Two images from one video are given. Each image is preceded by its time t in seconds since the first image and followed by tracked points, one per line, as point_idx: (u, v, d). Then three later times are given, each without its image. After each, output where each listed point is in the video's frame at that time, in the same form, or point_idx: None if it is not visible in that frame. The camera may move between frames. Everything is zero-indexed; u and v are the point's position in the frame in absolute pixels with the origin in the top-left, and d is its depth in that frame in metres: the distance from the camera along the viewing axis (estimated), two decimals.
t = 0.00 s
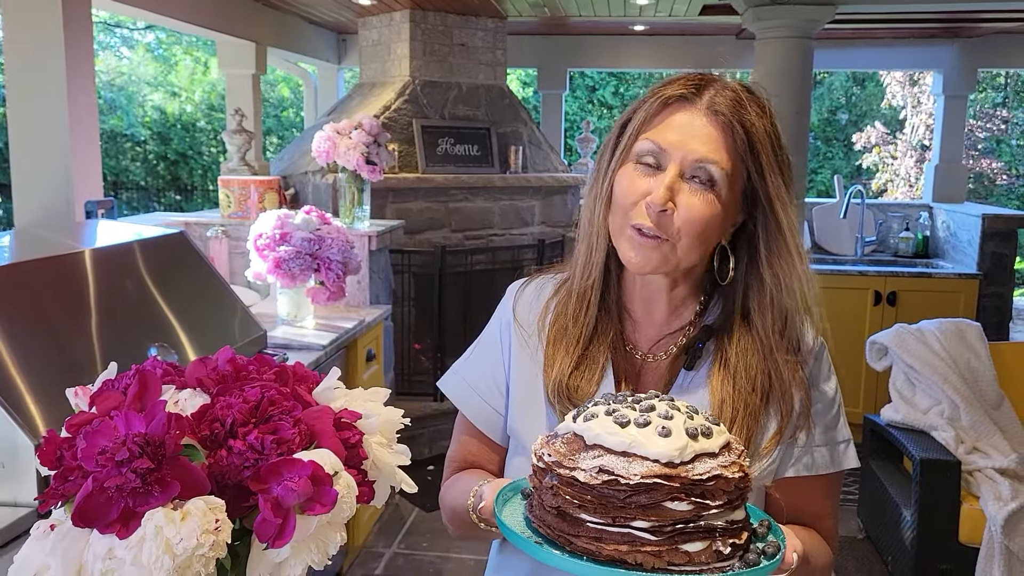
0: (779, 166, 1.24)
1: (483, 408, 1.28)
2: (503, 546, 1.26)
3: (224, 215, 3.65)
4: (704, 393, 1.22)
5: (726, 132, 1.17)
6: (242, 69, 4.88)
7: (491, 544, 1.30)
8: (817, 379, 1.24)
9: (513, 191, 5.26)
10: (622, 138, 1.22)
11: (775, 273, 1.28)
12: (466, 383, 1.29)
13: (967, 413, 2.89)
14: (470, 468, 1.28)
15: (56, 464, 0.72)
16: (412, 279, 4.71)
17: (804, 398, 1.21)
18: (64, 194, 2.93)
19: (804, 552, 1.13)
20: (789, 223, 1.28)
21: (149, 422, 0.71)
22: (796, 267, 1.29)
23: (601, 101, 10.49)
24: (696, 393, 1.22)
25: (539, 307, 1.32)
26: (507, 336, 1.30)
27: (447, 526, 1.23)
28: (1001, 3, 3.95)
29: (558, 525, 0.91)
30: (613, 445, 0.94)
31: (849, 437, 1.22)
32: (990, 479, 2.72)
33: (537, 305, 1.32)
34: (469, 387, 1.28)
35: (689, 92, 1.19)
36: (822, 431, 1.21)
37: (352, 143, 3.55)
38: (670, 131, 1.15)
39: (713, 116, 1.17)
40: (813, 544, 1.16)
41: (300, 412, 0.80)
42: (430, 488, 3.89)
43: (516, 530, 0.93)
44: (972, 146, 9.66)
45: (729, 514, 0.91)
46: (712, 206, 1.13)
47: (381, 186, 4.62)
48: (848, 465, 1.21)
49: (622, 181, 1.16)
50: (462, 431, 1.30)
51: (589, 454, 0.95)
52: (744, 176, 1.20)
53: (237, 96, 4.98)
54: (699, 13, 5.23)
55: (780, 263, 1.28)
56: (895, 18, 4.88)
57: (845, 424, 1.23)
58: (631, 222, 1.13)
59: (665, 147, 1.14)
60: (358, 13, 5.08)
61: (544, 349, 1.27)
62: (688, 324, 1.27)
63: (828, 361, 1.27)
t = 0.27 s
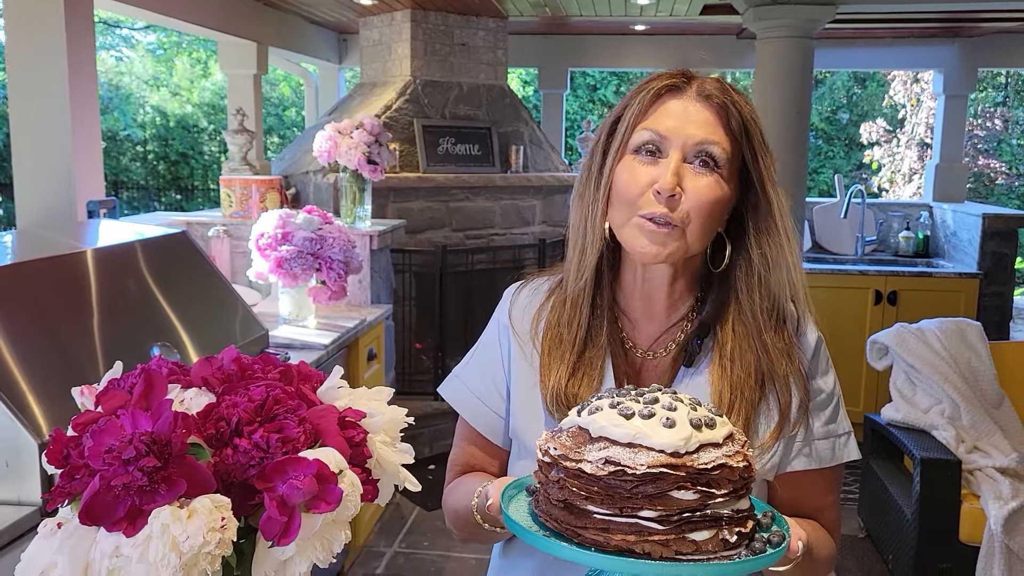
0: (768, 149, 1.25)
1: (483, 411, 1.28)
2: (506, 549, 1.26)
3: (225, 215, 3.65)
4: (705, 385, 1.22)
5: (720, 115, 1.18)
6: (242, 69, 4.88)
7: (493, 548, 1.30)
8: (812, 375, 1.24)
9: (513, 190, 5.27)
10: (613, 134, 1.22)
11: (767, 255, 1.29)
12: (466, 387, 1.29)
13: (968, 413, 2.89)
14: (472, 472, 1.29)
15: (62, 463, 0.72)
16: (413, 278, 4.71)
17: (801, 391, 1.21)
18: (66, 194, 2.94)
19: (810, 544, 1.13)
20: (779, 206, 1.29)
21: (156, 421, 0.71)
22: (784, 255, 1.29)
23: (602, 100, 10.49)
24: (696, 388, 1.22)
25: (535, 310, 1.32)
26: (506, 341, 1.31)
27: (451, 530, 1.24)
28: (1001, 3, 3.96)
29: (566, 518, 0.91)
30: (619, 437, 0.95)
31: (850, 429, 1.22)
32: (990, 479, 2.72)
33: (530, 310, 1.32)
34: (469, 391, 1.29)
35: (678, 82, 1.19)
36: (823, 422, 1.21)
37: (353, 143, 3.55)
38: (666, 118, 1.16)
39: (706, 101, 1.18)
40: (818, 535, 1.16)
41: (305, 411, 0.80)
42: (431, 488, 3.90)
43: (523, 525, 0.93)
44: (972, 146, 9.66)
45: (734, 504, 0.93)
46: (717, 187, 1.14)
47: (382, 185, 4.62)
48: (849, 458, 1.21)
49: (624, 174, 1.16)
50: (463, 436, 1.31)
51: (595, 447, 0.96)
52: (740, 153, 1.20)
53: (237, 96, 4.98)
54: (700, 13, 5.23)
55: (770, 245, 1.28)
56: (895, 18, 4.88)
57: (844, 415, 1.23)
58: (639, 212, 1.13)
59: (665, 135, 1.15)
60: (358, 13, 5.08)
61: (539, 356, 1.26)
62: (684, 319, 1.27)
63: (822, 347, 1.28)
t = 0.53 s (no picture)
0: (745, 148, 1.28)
1: (482, 418, 1.28)
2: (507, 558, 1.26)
3: (225, 216, 3.66)
4: (701, 387, 1.24)
5: (706, 121, 1.20)
6: (243, 70, 4.88)
7: (493, 556, 1.31)
8: (803, 370, 1.24)
9: (513, 191, 5.28)
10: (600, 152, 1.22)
11: (752, 251, 1.30)
12: (463, 396, 1.30)
13: (967, 413, 2.90)
14: (474, 480, 1.29)
15: (66, 463, 0.73)
16: (413, 279, 4.71)
17: (792, 383, 1.21)
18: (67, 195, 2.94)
19: (806, 540, 1.13)
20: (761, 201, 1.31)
21: (159, 421, 0.72)
22: (772, 247, 1.31)
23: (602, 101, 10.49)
24: (693, 389, 1.24)
25: (528, 318, 1.32)
26: (501, 348, 1.31)
27: (454, 538, 1.25)
28: (1001, 4, 3.96)
29: (564, 520, 0.92)
30: (615, 438, 0.96)
31: (845, 420, 1.22)
32: (990, 479, 2.73)
33: (519, 319, 1.33)
34: (467, 400, 1.30)
35: (659, 94, 1.20)
36: (818, 413, 1.21)
37: (354, 143, 3.55)
38: (657, 131, 1.16)
39: (692, 110, 1.20)
40: (814, 532, 1.16)
41: (307, 412, 0.81)
42: (431, 488, 3.90)
43: (521, 527, 0.93)
44: (972, 146, 9.66)
45: (730, 502, 0.93)
46: (718, 193, 1.15)
47: (382, 186, 4.63)
48: (845, 449, 1.20)
49: (624, 192, 1.16)
50: (464, 446, 1.31)
51: (592, 448, 0.96)
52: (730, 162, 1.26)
53: (238, 97, 4.98)
54: (700, 13, 5.23)
55: (755, 239, 1.31)
56: (895, 19, 4.89)
57: (839, 407, 1.23)
58: (648, 228, 1.13)
59: (663, 148, 1.15)
60: (358, 13, 5.09)
61: (533, 368, 1.26)
62: (678, 321, 1.28)
63: (814, 340, 1.28)
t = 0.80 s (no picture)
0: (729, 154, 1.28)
1: (478, 424, 1.29)
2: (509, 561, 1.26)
3: (226, 217, 3.66)
4: (695, 388, 1.24)
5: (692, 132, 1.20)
6: (244, 71, 4.88)
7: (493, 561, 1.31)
8: (793, 363, 1.25)
9: (513, 192, 5.31)
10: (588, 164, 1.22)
11: (738, 255, 1.32)
12: (459, 403, 1.31)
13: (966, 414, 2.91)
14: (475, 488, 1.29)
15: (70, 463, 0.73)
16: (413, 279, 4.72)
17: (782, 373, 1.23)
18: (68, 195, 2.94)
19: (804, 536, 1.13)
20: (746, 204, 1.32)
21: (163, 421, 0.72)
22: (758, 249, 1.33)
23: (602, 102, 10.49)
24: (688, 387, 1.24)
25: (521, 323, 1.33)
26: (495, 353, 1.32)
27: (457, 545, 1.25)
28: (1000, 5, 3.97)
29: (561, 522, 0.93)
30: (610, 440, 0.96)
31: (839, 411, 1.22)
32: (989, 480, 2.73)
33: (513, 324, 1.34)
34: (464, 407, 1.30)
35: (645, 106, 1.20)
36: (810, 405, 1.21)
37: (354, 145, 3.56)
38: (644, 144, 1.16)
39: (678, 123, 1.20)
40: (813, 527, 1.16)
41: (310, 412, 0.81)
42: (431, 489, 3.90)
43: (520, 529, 0.94)
44: (973, 147, 9.67)
45: (726, 502, 0.93)
46: (706, 204, 1.16)
47: (382, 187, 4.64)
48: (840, 439, 1.20)
49: (614, 206, 1.16)
50: (464, 453, 1.31)
51: (588, 451, 0.97)
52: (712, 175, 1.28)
53: (238, 98, 4.98)
54: (700, 15, 5.23)
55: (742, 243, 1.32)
56: (894, 21, 4.90)
57: (831, 399, 1.23)
58: (638, 242, 1.14)
59: (650, 162, 1.15)
60: (359, 15, 5.09)
61: (527, 372, 1.26)
62: (668, 323, 1.29)
63: (802, 333, 1.30)
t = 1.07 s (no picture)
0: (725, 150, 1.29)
1: (479, 425, 1.29)
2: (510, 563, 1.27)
3: (226, 217, 3.67)
4: (695, 389, 1.24)
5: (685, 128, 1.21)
6: (243, 72, 4.89)
7: (494, 562, 1.32)
8: (794, 364, 1.25)
9: (513, 194, 5.35)
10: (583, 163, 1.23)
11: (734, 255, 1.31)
12: (461, 404, 1.31)
13: (965, 415, 2.91)
14: (476, 488, 1.29)
15: (72, 463, 0.73)
16: (413, 281, 4.69)
17: (783, 376, 1.23)
18: (68, 197, 2.95)
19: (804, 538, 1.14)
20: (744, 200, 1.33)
21: (165, 422, 0.73)
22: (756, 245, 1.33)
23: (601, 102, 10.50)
24: (687, 390, 1.25)
25: (522, 323, 1.33)
26: (496, 353, 1.32)
27: (458, 546, 1.26)
28: (1000, 7, 3.98)
29: (564, 522, 0.93)
30: (614, 441, 0.97)
31: (839, 413, 1.22)
32: (988, 481, 2.74)
33: (515, 324, 1.34)
34: (464, 407, 1.30)
35: (638, 104, 1.21)
36: (811, 407, 1.22)
37: (354, 146, 3.57)
38: (639, 142, 1.17)
39: (671, 120, 1.21)
40: (814, 527, 1.17)
41: (311, 413, 0.82)
42: (431, 489, 3.91)
43: (524, 530, 0.94)
44: (971, 148, 9.69)
45: (728, 503, 0.93)
46: (702, 199, 1.17)
47: (382, 188, 4.65)
48: (840, 441, 1.20)
49: (609, 205, 1.17)
50: (466, 456, 1.31)
51: (592, 451, 0.97)
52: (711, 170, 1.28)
53: (238, 99, 4.99)
54: (699, 16, 5.24)
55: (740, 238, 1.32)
56: (894, 22, 4.91)
57: (831, 401, 1.23)
58: (634, 238, 1.14)
59: (643, 160, 1.16)
60: (359, 16, 5.10)
61: (528, 374, 1.26)
62: (669, 323, 1.30)
63: (803, 334, 1.30)
